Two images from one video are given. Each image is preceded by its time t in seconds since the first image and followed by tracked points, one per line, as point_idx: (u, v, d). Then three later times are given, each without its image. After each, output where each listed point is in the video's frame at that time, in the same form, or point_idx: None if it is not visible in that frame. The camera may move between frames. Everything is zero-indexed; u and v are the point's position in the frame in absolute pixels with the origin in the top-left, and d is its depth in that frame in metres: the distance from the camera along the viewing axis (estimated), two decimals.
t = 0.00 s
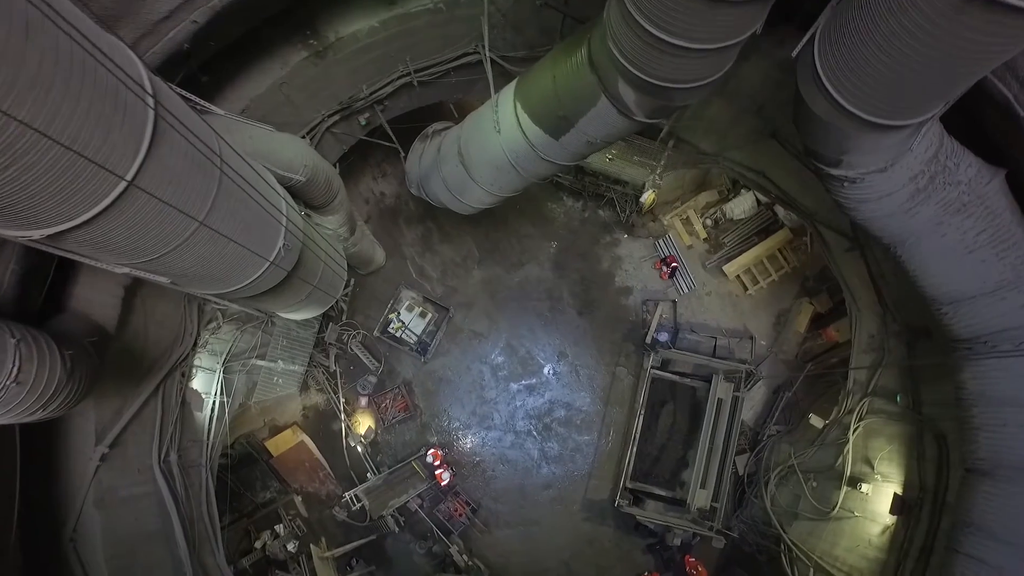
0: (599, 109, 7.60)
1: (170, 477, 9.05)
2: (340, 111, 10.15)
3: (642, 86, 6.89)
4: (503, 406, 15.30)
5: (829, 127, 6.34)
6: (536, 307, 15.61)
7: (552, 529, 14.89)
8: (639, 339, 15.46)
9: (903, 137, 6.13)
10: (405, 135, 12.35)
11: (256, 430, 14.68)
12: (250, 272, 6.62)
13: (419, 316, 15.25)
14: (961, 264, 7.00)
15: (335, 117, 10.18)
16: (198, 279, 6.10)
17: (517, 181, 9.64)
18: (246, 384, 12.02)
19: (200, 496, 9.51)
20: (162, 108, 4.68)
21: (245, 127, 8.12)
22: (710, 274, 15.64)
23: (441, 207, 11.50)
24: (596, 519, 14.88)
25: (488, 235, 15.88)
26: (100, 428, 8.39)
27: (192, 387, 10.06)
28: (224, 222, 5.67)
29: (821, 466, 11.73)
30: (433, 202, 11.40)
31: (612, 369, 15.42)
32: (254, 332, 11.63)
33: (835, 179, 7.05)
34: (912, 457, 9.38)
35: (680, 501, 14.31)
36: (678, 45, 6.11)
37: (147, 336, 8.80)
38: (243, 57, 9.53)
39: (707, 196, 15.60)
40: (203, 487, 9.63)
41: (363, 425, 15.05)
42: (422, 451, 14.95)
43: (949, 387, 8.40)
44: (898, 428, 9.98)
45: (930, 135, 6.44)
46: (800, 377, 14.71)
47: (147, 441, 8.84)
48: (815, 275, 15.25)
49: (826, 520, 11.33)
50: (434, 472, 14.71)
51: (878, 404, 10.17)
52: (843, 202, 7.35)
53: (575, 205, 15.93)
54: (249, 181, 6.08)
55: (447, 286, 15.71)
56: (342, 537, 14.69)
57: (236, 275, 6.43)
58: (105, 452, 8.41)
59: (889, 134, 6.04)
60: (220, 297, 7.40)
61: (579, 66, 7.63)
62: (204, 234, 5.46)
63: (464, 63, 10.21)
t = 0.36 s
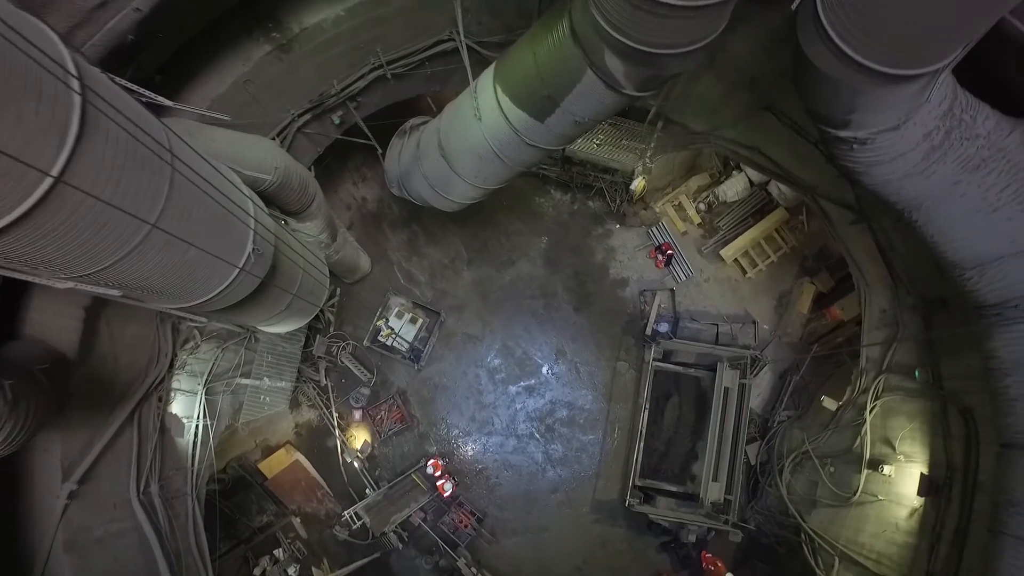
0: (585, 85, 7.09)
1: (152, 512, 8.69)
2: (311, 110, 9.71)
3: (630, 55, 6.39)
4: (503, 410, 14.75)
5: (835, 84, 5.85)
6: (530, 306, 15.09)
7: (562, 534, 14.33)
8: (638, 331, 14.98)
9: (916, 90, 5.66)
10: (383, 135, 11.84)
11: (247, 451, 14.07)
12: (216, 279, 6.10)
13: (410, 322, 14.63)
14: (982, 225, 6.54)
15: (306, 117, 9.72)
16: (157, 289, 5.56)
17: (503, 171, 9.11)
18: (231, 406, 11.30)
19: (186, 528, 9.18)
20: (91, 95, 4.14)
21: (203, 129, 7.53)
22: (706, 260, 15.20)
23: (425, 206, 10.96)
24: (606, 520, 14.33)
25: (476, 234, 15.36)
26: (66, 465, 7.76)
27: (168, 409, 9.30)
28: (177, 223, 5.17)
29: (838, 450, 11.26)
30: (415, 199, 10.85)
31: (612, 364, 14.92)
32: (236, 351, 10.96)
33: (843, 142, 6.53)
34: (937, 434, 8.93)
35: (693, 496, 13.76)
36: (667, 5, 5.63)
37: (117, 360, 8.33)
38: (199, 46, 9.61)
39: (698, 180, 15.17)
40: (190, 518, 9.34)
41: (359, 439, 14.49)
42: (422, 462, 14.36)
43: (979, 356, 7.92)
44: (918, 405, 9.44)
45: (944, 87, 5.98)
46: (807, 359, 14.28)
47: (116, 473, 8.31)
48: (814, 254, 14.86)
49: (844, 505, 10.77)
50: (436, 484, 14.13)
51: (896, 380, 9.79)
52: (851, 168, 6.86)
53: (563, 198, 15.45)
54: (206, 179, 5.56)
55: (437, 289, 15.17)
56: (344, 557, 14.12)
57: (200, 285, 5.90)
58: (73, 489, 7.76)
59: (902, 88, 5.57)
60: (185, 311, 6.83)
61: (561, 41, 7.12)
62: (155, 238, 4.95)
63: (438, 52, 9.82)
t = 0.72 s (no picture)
0: (569, 55, 6.58)
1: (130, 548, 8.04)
2: (279, 106, 9.25)
3: (616, 17, 5.86)
4: (503, 413, 14.19)
5: (843, 30, 5.34)
6: (524, 303, 14.56)
7: (573, 537, 13.77)
8: (637, 322, 14.47)
9: (933, 30, 5.17)
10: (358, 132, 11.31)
11: (239, 475, 13.58)
12: (175, 284, 5.71)
13: (399, 328, 14.06)
14: (1004, 177, 6.08)
15: (274, 114, 9.28)
16: (104, 296, 5.15)
17: (486, 158, 8.59)
18: (217, 428, 10.62)
19: (173, 561, 8.72)
20: (2, 75, 3.75)
21: (157, 129, 6.94)
22: (702, 244, 14.74)
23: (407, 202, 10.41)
24: (618, 520, 13.79)
25: (463, 232, 14.82)
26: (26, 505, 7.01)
27: (144, 434, 8.78)
28: (116, 220, 4.76)
29: (856, 430, 10.79)
30: (396, 195, 10.30)
31: (613, 357, 14.40)
32: (217, 369, 10.43)
33: (851, 97, 6.04)
34: (960, 406, 8.51)
35: (705, 488, 13.26)
36: None
37: (84, 385, 7.88)
38: (149, 50, 8.99)
39: (688, 162, 14.67)
40: (175, 550, 8.81)
41: (355, 453, 13.91)
42: (422, 473, 13.78)
43: (1008, 319, 7.43)
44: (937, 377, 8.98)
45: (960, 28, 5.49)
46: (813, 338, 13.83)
47: (89, 509, 7.69)
48: (812, 231, 14.50)
49: (864, 487, 10.28)
50: (438, 495, 13.53)
51: (912, 353, 9.34)
52: (859, 125, 6.37)
53: (550, 189, 14.94)
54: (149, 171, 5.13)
55: (426, 292, 14.62)
56: None
57: (153, 289, 5.48)
58: (34, 531, 6.97)
59: (918, 28, 5.07)
60: (146, 325, 6.36)
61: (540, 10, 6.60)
62: (90, 237, 4.54)
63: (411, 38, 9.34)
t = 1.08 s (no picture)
0: (550, 22, 6.07)
1: None
2: (244, 105, 8.78)
3: None
4: (503, 415, 13.66)
5: None
6: (517, 300, 14.04)
7: (585, 540, 13.23)
8: (635, 311, 14.00)
9: None
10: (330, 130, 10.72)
11: (233, 499, 13.00)
12: (126, 293, 5.16)
13: (390, 334, 13.54)
14: None
15: (240, 113, 8.79)
16: (43, 309, 4.63)
17: (468, 146, 8.09)
18: (200, 454, 10.19)
19: None
20: None
21: (107, 131, 6.37)
22: (696, 227, 14.32)
23: (388, 199, 9.89)
24: (629, 518, 13.26)
25: (449, 231, 14.30)
26: None
27: (123, 467, 8.30)
28: (47, 219, 4.25)
29: (872, 407, 10.35)
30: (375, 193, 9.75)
31: (613, 349, 13.90)
32: (200, 391, 9.85)
33: (858, 45, 5.58)
34: (986, 373, 8.08)
35: (718, 479, 12.79)
36: None
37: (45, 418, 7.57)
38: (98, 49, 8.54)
39: (676, 143, 14.21)
40: None
41: (352, 468, 13.34)
42: (423, 484, 13.23)
43: None
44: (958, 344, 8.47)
45: None
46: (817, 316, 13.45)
47: (57, 551, 7.39)
48: (807, 206, 14.21)
49: (886, 466, 9.82)
50: (442, 506, 12.99)
51: (927, 321, 8.86)
52: (867, 76, 5.88)
53: (536, 181, 14.45)
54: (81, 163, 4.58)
55: (415, 296, 14.08)
56: None
57: (101, 299, 4.97)
58: None
59: None
60: (101, 343, 5.82)
61: None
62: (18, 240, 4.04)
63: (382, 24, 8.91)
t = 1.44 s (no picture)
0: None
1: None
2: (203, 106, 8.43)
3: None
4: (502, 419, 13.11)
5: None
6: (509, 298, 13.53)
7: (597, 542, 12.67)
8: (632, 302, 13.52)
9: None
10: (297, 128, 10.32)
11: (226, 527, 12.35)
12: (67, 308, 4.58)
13: (378, 343, 13.03)
14: None
15: (200, 115, 8.45)
16: None
17: (447, 133, 7.60)
18: (184, 481, 10.05)
19: None
20: None
21: (46, 136, 5.80)
22: (688, 210, 13.87)
23: (365, 198, 9.36)
24: (642, 516, 12.72)
25: (433, 231, 13.78)
26: None
27: (99, 505, 8.56)
28: None
29: (887, 381, 9.92)
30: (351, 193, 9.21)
31: (611, 342, 13.40)
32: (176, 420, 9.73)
33: None
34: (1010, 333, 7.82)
35: (729, 468, 12.40)
36: None
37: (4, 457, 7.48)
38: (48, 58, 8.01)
39: (662, 125, 13.77)
40: None
41: (350, 485, 12.76)
42: (425, 497, 12.68)
43: None
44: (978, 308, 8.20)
45: None
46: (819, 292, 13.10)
47: None
48: (801, 180, 13.77)
49: (908, 442, 9.36)
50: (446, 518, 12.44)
51: (940, 288, 8.55)
52: (873, 22, 5.42)
53: (520, 174, 13.97)
54: None
55: (402, 301, 13.53)
56: None
57: (38, 316, 4.40)
58: None
59: None
60: (41, 368, 5.25)
61: None
62: None
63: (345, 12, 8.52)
